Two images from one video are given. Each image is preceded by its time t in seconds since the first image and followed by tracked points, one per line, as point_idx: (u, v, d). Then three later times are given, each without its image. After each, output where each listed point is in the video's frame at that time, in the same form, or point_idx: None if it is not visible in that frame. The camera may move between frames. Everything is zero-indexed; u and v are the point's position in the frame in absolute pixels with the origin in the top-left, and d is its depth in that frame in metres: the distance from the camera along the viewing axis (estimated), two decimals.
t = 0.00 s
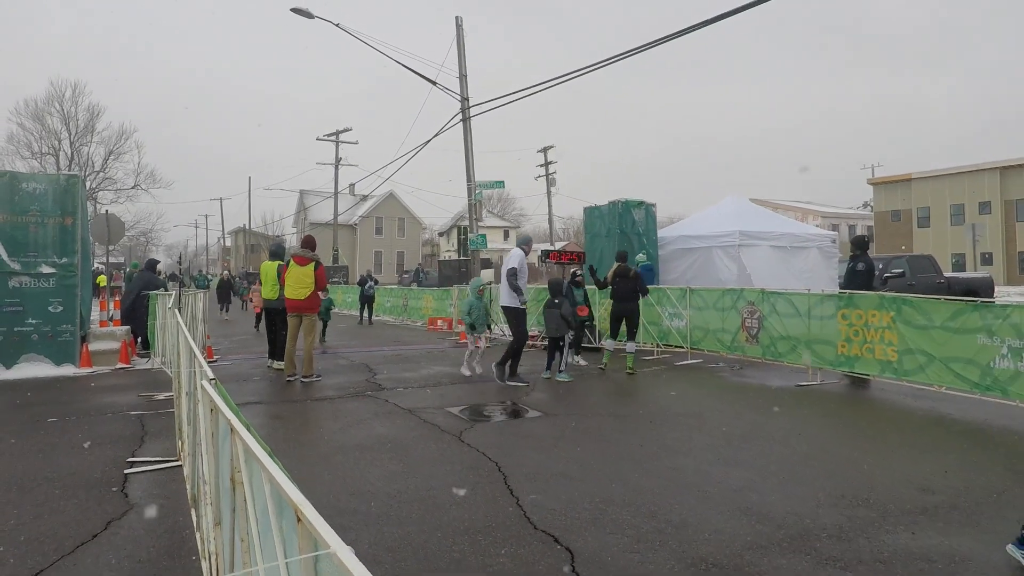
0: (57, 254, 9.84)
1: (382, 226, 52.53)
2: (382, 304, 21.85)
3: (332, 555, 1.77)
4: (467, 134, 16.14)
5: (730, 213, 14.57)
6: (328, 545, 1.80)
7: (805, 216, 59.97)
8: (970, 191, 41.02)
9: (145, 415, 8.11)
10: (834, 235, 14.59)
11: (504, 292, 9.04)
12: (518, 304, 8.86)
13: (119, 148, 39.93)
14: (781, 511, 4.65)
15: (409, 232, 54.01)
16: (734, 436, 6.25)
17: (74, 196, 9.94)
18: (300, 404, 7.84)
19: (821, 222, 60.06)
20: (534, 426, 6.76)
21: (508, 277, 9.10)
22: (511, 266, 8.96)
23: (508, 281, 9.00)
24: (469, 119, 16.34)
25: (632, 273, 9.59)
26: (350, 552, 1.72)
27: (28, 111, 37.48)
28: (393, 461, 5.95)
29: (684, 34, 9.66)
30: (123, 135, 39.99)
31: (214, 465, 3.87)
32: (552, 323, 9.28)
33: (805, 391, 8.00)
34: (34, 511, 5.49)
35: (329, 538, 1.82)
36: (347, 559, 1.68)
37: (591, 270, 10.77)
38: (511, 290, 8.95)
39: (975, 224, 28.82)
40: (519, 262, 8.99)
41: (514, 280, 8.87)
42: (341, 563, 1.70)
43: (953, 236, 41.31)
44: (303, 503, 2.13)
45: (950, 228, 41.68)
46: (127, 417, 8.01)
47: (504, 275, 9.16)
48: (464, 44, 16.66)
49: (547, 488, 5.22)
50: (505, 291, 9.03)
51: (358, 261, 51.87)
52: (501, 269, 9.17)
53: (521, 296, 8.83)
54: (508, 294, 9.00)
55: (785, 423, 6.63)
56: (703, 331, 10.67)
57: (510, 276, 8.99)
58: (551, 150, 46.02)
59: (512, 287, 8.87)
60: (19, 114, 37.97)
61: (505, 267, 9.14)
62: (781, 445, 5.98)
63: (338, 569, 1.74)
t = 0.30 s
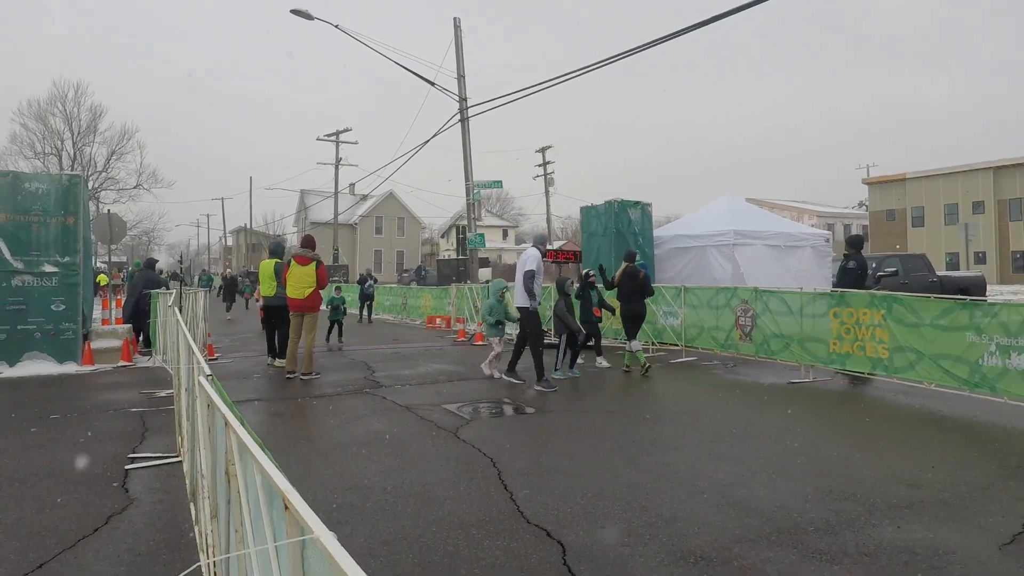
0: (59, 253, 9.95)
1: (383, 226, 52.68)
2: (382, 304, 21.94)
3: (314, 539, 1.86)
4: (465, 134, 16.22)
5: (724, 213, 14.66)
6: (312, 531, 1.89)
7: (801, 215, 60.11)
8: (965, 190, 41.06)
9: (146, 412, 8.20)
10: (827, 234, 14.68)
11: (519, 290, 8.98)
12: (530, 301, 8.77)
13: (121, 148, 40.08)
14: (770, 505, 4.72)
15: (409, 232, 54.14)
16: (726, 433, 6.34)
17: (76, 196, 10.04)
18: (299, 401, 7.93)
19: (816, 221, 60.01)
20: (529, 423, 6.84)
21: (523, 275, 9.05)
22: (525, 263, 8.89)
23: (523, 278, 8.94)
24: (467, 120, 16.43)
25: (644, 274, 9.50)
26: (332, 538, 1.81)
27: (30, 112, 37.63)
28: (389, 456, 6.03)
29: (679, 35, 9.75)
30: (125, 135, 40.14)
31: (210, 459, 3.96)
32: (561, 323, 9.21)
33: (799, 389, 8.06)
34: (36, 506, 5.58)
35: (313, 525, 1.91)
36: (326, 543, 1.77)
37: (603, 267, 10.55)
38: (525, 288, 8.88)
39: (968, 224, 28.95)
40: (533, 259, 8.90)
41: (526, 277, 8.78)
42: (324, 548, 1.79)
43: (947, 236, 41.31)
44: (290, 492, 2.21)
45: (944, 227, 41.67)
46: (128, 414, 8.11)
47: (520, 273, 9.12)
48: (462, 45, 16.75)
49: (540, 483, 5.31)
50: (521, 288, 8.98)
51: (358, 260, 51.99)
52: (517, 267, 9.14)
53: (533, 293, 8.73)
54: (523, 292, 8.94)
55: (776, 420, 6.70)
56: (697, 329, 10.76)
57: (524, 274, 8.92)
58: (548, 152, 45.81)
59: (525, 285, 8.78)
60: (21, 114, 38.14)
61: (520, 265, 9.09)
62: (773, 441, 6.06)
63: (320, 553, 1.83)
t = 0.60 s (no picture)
0: (59, 251, 10.00)
1: (381, 224, 52.71)
2: (381, 301, 21.96)
3: (307, 538, 1.91)
4: (464, 133, 16.25)
5: (721, 211, 14.72)
6: (304, 530, 1.94)
7: (797, 213, 60.23)
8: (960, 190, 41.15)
9: (146, 409, 8.25)
10: (823, 232, 14.72)
11: (537, 286, 8.57)
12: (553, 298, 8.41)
13: (122, 147, 40.08)
14: (766, 502, 4.78)
15: (408, 230, 54.16)
16: (722, 430, 6.39)
17: (77, 194, 10.08)
18: (298, 398, 7.98)
19: (812, 220, 60.04)
20: (527, 420, 6.90)
21: (540, 271, 8.64)
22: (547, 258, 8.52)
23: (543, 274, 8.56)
24: (466, 119, 16.45)
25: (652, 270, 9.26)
26: (326, 537, 1.85)
27: (31, 111, 37.61)
28: (388, 453, 6.08)
29: (678, 35, 9.79)
30: (126, 134, 40.12)
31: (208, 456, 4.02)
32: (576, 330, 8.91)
33: (796, 387, 8.12)
34: (36, 503, 5.62)
35: (306, 524, 1.96)
36: (319, 541, 1.82)
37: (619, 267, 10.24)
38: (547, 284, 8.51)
39: (963, 223, 29.04)
40: (556, 255, 8.55)
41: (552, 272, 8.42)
42: (317, 547, 1.84)
43: (942, 235, 41.43)
44: (283, 491, 2.26)
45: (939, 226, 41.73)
46: (128, 411, 8.15)
47: (536, 269, 8.70)
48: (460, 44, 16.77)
49: (537, 479, 5.36)
50: (539, 284, 8.59)
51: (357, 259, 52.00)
52: (532, 262, 8.69)
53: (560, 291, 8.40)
54: (543, 288, 8.55)
55: (772, 417, 6.75)
56: (695, 327, 10.83)
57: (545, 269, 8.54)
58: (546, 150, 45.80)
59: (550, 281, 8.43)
60: (23, 113, 38.13)
61: (538, 260, 8.67)
62: (771, 438, 6.11)
63: (313, 552, 1.87)
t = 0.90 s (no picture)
0: (58, 249, 9.97)
1: (379, 222, 52.65)
2: (380, 299, 21.93)
3: (310, 549, 1.91)
4: (464, 131, 16.23)
5: (722, 210, 14.75)
6: (308, 542, 1.95)
7: (794, 212, 60.35)
8: (956, 189, 41.31)
9: (144, 408, 8.24)
10: (824, 231, 14.65)
11: (557, 286, 8.12)
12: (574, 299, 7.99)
13: (121, 145, 39.94)
14: (767, 503, 4.80)
15: (407, 228, 54.09)
16: (723, 430, 6.41)
17: (76, 192, 10.05)
18: (298, 397, 7.98)
19: (809, 219, 60.16)
20: (527, 420, 6.91)
21: (560, 269, 8.17)
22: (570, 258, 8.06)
23: (564, 274, 8.10)
24: (466, 117, 16.44)
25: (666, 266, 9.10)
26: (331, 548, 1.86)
27: (30, 108, 37.46)
28: (388, 453, 6.09)
29: (679, 34, 9.78)
30: (125, 132, 39.96)
31: (207, 457, 4.01)
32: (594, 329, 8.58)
33: (794, 386, 8.15)
34: (34, 503, 5.62)
35: (311, 534, 1.97)
36: (324, 552, 1.82)
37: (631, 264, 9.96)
38: (568, 285, 8.07)
39: (961, 222, 29.12)
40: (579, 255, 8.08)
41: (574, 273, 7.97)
42: (321, 558, 1.84)
43: (939, 234, 41.57)
44: (285, 500, 2.28)
45: (935, 225, 41.87)
46: (125, 410, 8.14)
47: (555, 267, 8.22)
48: (461, 42, 16.75)
49: (539, 480, 5.37)
50: (557, 283, 8.14)
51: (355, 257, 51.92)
52: (551, 259, 8.20)
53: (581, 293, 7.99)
54: (562, 288, 8.10)
55: (773, 417, 6.78)
56: (694, 326, 10.86)
57: (566, 268, 8.08)
58: (545, 148, 45.77)
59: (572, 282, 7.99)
60: (22, 109, 38.00)
61: (558, 258, 8.19)
62: (772, 438, 6.13)
63: (319, 563, 1.88)
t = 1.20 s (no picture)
0: (55, 249, 9.91)
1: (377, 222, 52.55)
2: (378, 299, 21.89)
3: (321, 565, 1.89)
4: (464, 131, 16.21)
5: (723, 210, 14.78)
6: (321, 556, 1.93)
7: (792, 212, 60.45)
8: (954, 189, 41.47)
9: (142, 410, 8.19)
10: (825, 231, 14.66)
11: (576, 283, 7.91)
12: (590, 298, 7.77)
13: (119, 145, 39.78)
14: (773, 506, 4.79)
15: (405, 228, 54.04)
16: (728, 432, 6.40)
17: (73, 192, 9.97)
18: (297, 399, 7.94)
19: (808, 219, 60.27)
20: (529, 422, 6.89)
21: (581, 267, 7.95)
22: (591, 255, 7.82)
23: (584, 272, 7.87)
24: (466, 116, 16.41)
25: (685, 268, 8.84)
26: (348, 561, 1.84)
27: (27, 107, 37.28)
28: (390, 456, 6.06)
29: (680, 33, 9.76)
30: (123, 132, 39.81)
31: (208, 461, 3.98)
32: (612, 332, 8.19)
33: (796, 387, 8.15)
34: (32, 507, 5.57)
35: (322, 547, 1.95)
36: (338, 567, 1.81)
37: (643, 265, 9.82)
38: (587, 283, 7.85)
39: (961, 222, 29.17)
40: (600, 253, 7.84)
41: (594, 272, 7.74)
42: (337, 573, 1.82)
43: (937, 234, 41.68)
44: (293, 512, 2.26)
45: (934, 225, 42.00)
46: (123, 412, 8.09)
47: (577, 264, 8.00)
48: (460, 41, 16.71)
49: (543, 483, 5.35)
50: (577, 281, 7.92)
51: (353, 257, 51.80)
52: (573, 257, 7.99)
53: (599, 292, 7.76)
54: (580, 286, 7.89)
55: (776, 419, 6.77)
56: (696, 326, 10.88)
57: (587, 266, 7.86)
58: (544, 147, 45.74)
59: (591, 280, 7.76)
60: (19, 109, 37.82)
61: (580, 254, 7.97)
62: (776, 440, 6.14)
63: None
